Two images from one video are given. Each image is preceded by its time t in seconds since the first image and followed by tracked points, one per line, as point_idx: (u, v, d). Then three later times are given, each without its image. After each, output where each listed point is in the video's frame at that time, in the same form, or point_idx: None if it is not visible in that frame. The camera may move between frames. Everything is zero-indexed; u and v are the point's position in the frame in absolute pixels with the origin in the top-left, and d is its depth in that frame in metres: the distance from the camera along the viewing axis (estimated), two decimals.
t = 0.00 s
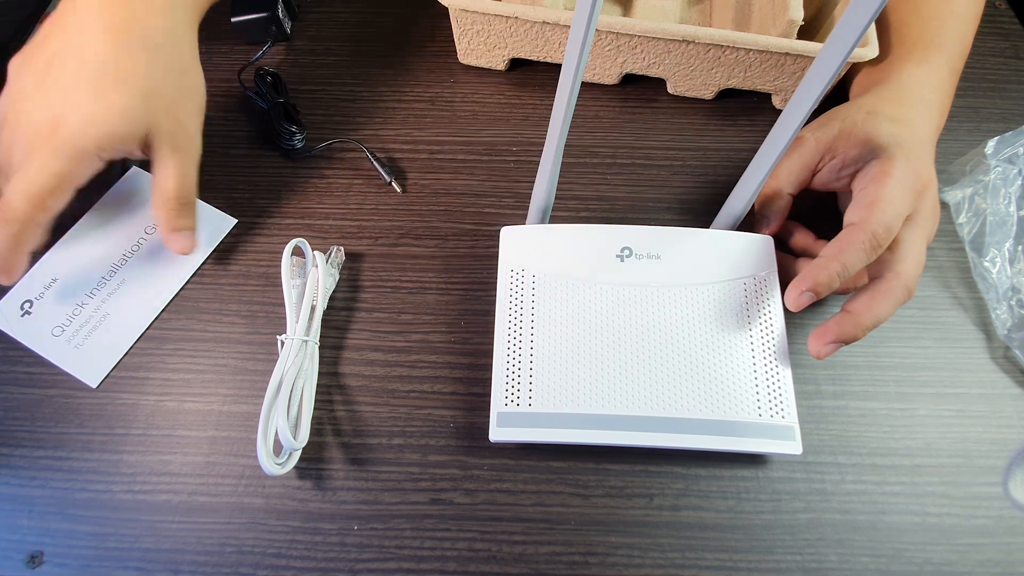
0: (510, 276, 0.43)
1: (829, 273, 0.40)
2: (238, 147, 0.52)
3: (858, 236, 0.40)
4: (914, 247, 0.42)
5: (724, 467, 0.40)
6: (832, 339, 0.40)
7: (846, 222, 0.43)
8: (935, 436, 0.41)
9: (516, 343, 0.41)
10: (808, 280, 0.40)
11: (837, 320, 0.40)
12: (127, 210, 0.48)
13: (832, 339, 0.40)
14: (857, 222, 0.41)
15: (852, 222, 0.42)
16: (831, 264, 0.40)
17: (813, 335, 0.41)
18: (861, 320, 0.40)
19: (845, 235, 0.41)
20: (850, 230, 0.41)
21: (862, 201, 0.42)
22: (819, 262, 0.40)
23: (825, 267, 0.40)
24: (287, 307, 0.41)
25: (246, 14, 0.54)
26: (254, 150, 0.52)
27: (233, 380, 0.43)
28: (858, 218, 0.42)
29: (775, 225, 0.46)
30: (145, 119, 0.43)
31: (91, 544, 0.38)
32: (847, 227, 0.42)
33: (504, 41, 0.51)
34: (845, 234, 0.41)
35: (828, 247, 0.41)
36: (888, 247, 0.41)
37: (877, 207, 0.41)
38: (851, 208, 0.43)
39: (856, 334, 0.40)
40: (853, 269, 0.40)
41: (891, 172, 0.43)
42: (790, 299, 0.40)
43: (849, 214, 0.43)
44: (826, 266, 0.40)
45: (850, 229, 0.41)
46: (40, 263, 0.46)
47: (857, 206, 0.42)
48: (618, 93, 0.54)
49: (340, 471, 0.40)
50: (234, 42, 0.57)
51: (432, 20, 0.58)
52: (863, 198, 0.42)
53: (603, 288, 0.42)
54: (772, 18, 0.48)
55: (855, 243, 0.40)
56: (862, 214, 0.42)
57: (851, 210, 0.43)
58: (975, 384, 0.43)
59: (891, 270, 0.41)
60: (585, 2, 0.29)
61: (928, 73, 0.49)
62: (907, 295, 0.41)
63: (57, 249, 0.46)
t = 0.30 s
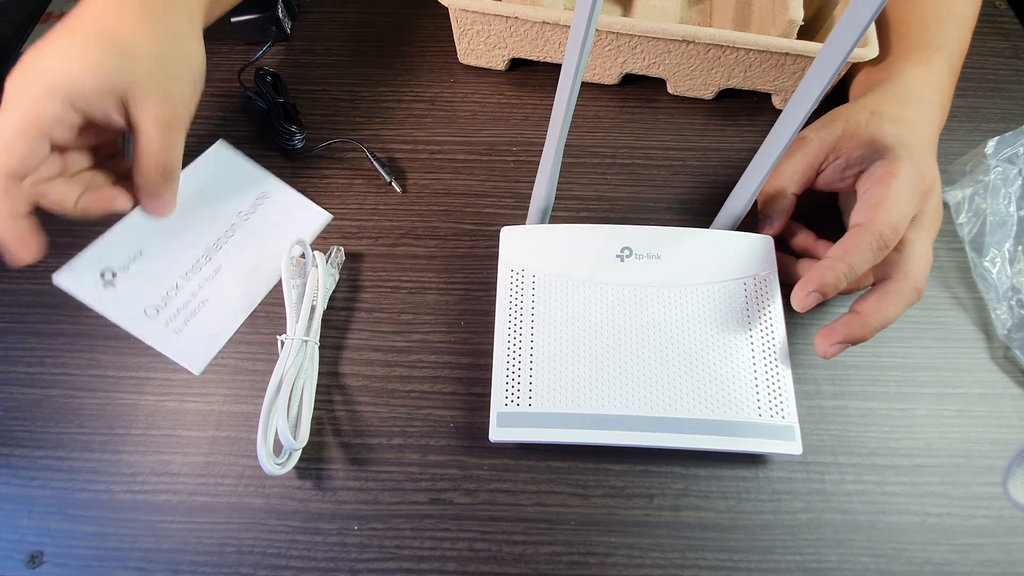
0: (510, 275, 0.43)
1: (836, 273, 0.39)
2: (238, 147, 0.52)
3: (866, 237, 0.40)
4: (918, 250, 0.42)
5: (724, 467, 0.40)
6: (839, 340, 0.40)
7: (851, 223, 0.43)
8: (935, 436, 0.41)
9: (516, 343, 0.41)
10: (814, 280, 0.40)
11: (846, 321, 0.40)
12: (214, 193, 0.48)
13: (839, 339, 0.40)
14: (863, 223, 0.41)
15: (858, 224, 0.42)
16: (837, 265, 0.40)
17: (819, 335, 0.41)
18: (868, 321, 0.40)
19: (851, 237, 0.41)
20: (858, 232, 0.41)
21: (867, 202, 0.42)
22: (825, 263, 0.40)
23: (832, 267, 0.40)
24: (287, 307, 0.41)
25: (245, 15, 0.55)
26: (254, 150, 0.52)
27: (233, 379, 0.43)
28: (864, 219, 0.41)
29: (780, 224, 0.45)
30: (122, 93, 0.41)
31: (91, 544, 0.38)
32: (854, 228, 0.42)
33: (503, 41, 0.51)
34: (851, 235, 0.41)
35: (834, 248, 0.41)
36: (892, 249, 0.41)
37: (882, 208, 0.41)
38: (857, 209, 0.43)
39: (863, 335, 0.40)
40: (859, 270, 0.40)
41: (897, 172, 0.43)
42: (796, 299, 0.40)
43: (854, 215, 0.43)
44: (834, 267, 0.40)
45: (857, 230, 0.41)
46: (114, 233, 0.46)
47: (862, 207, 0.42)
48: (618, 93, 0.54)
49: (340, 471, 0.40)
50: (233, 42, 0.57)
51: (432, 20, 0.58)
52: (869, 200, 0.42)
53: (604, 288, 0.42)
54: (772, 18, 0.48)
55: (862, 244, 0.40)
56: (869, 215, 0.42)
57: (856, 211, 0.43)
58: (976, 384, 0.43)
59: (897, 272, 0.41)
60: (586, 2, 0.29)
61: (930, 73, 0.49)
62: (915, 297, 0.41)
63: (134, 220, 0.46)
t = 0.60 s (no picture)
0: (510, 275, 0.43)
1: (839, 276, 0.39)
2: (238, 148, 0.52)
3: (870, 240, 0.40)
4: (921, 253, 0.42)
5: (724, 467, 0.40)
6: (841, 342, 0.40)
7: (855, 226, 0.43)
8: (935, 436, 0.41)
9: (516, 343, 0.41)
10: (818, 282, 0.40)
11: (848, 323, 0.40)
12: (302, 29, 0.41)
13: (840, 342, 0.40)
14: (868, 226, 0.41)
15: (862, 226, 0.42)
16: (840, 268, 0.40)
17: (820, 337, 0.41)
18: (871, 324, 0.40)
19: (855, 240, 0.41)
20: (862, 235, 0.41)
21: (872, 205, 0.42)
22: (828, 266, 0.40)
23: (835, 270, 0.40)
24: (288, 306, 0.41)
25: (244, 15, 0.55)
26: (254, 151, 0.52)
27: (233, 380, 0.43)
28: (868, 222, 0.41)
29: (784, 224, 0.45)
30: None
31: (91, 544, 0.38)
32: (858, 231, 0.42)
33: (503, 41, 0.51)
34: (854, 238, 0.41)
35: (839, 251, 0.41)
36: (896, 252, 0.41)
37: (886, 211, 0.41)
38: (861, 212, 0.43)
39: (865, 338, 0.40)
40: (863, 274, 0.40)
41: (901, 175, 0.43)
42: (798, 302, 0.41)
43: (858, 218, 0.43)
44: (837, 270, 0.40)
45: (861, 233, 0.41)
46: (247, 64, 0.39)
47: (866, 210, 0.42)
48: (618, 93, 0.54)
49: (340, 471, 0.40)
50: (233, 42, 0.57)
51: (431, 20, 0.58)
52: (873, 202, 0.42)
53: (604, 288, 0.42)
54: (772, 18, 0.48)
55: (866, 247, 0.40)
56: (873, 218, 0.42)
57: (860, 214, 0.43)
58: (975, 384, 0.43)
59: (900, 276, 0.41)
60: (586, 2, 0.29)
61: (931, 74, 0.49)
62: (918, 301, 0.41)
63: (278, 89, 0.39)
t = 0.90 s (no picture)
0: (511, 274, 0.43)
1: (841, 277, 0.39)
2: (238, 148, 0.52)
3: (873, 242, 0.40)
4: (923, 255, 0.42)
5: (724, 467, 0.40)
6: (840, 342, 0.40)
7: (858, 227, 0.43)
8: (935, 436, 0.41)
9: (516, 343, 0.41)
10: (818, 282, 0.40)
11: (848, 324, 0.40)
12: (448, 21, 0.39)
13: (840, 342, 0.40)
14: (871, 228, 0.41)
15: (866, 228, 0.42)
16: (842, 269, 0.40)
17: (820, 336, 0.41)
18: (871, 325, 0.40)
19: (859, 241, 0.41)
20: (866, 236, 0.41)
21: (875, 206, 0.42)
22: (830, 267, 0.40)
23: (837, 271, 0.40)
24: (288, 306, 0.41)
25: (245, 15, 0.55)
26: (254, 151, 0.52)
27: (232, 380, 0.43)
28: (872, 224, 0.41)
29: (788, 223, 0.45)
30: None
31: (91, 544, 0.38)
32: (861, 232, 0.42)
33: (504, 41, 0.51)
34: (857, 240, 0.41)
35: (842, 252, 0.41)
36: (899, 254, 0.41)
37: (890, 213, 0.41)
38: (865, 213, 0.43)
39: (865, 338, 0.40)
40: (865, 275, 0.40)
41: (904, 176, 0.43)
42: (799, 302, 0.41)
43: (861, 219, 0.43)
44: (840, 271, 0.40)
45: (864, 235, 0.41)
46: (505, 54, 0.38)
47: (869, 211, 0.42)
48: (618, 93, 0.54)
49: (340, 471, 0.40)
50: (233, 42, 0.57)
51: (431, 20, 0.58)
52: (876, 204, 0.42)
53: (604, 288, 0.42)
54: (772, 18, 0.47)
55: (869, 248, 0.40)
56: (876, 219, 0.42)
57: (864, 215, 0.43)
58: (975, 383, 0.43)
59: (902, 278, 0.41)
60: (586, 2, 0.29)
61: (933, 75, 0.49)
62: (919, 303, 0.41)
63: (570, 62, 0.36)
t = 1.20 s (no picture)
0: (511, 274, 0.43)
1: (842, 277, 0.39)
2: (237, 148, 0.52)
3: (874, 242, 0.40)
4: (924, 256, 0.42)
5: (724, 467, 0.40)
6: (840, 342, 0.40)
7: (859, 228, 0.43)
8: (935, 436, 0.41)
9: (516, 343, 0.41)
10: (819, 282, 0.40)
11: (848, 324, 0.40)
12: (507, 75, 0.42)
13: (839, 342, 0.40)
14: (873, 229, 0.41)
15: (867, 228, 0.42)
16: (843, 270, 0.40)
17: (819, 336, 0.41)
18: (871, 325, 0.40)
19: (861, 242, 0.41)
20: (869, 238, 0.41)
21: (877, 207, 0.42)
22: (831, 267, 0.40)
23: (838, 271, 0.40)
24: (288, 306, 0.41)
25: (245, 15, 0.55)
26: (254, 151, 0.52)
27: (232, 380, 0.43)
28: (873, 224, 0.41)
29: (791, 223, 0.45)
30: None
31: (91, 544, 0.38)
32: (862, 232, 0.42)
33: (504, 41, 0.51)
34: (859, 240, 0.41)
35: (843, 252, 0.41)
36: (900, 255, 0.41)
37: (891, 214, 0.41)
38: (867, 213, 0.43)
39: (864, 339, 0.40)
40: (866, 276, 0.40)
41: (906, 177, 0.43)
42: (799, 302, 0.41)
43: (863, 220, 0.43)
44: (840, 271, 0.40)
45: (866, 236, 0.41)
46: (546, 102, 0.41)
47: (871, 212, 0.42)
48: (618, 93, 0.54)
49: (340, 471, 0.40)
50: (233, 42, 0.57)
51: (431, 20, 0.58)
52: (878, 204, 0.42)
53: (604, 288, 0.42)
54: (772, 18, 0.47)
55: (871, 248, 0.40)
56: (877, 220, 0.42)
57: (865, 215, 0.43)
58: (975, 383, 0.43)
59: (902, 279, 0.41)
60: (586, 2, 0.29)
61: (933, 75, 0.49)
62: (919, 305, 0.41)
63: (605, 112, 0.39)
